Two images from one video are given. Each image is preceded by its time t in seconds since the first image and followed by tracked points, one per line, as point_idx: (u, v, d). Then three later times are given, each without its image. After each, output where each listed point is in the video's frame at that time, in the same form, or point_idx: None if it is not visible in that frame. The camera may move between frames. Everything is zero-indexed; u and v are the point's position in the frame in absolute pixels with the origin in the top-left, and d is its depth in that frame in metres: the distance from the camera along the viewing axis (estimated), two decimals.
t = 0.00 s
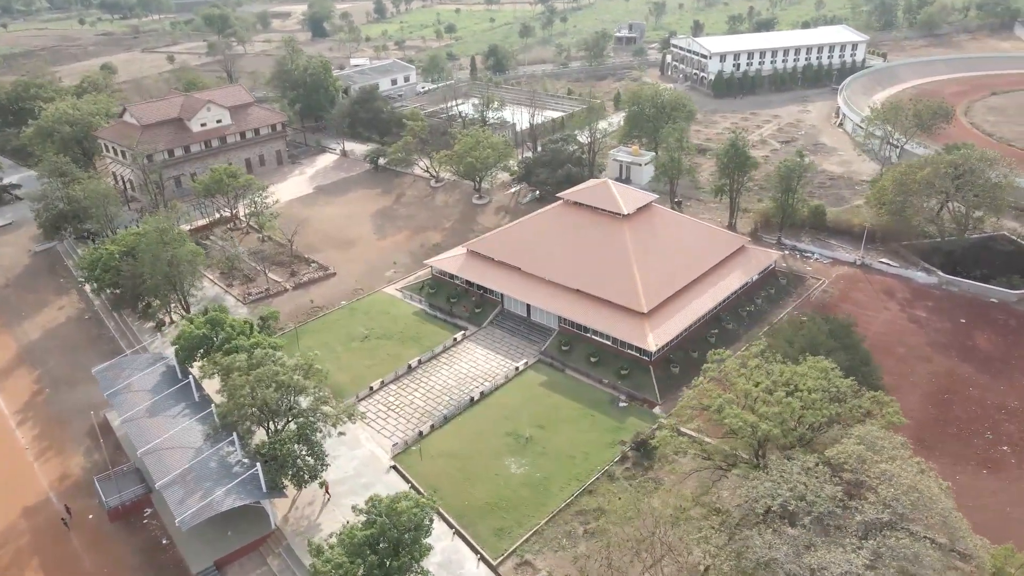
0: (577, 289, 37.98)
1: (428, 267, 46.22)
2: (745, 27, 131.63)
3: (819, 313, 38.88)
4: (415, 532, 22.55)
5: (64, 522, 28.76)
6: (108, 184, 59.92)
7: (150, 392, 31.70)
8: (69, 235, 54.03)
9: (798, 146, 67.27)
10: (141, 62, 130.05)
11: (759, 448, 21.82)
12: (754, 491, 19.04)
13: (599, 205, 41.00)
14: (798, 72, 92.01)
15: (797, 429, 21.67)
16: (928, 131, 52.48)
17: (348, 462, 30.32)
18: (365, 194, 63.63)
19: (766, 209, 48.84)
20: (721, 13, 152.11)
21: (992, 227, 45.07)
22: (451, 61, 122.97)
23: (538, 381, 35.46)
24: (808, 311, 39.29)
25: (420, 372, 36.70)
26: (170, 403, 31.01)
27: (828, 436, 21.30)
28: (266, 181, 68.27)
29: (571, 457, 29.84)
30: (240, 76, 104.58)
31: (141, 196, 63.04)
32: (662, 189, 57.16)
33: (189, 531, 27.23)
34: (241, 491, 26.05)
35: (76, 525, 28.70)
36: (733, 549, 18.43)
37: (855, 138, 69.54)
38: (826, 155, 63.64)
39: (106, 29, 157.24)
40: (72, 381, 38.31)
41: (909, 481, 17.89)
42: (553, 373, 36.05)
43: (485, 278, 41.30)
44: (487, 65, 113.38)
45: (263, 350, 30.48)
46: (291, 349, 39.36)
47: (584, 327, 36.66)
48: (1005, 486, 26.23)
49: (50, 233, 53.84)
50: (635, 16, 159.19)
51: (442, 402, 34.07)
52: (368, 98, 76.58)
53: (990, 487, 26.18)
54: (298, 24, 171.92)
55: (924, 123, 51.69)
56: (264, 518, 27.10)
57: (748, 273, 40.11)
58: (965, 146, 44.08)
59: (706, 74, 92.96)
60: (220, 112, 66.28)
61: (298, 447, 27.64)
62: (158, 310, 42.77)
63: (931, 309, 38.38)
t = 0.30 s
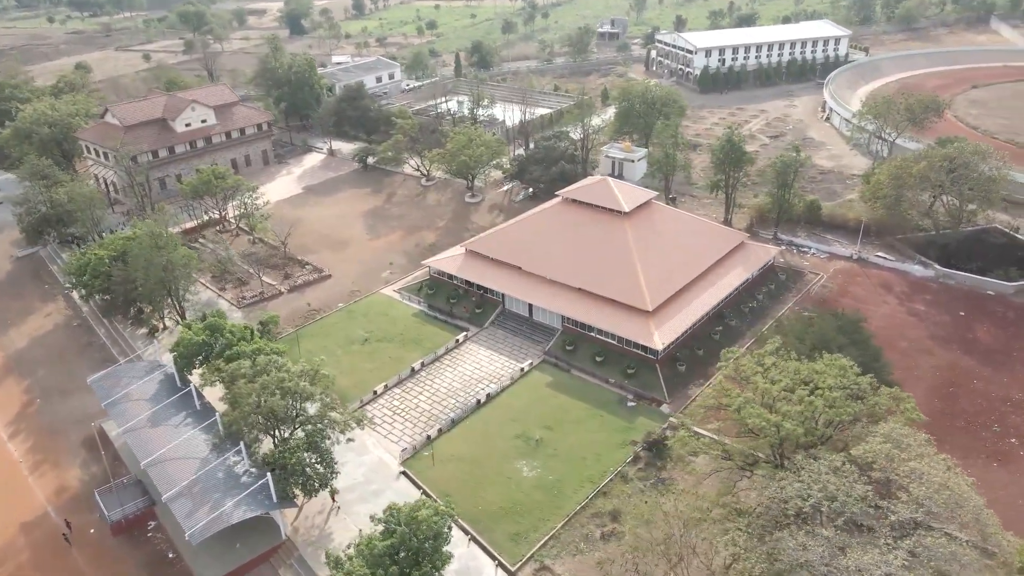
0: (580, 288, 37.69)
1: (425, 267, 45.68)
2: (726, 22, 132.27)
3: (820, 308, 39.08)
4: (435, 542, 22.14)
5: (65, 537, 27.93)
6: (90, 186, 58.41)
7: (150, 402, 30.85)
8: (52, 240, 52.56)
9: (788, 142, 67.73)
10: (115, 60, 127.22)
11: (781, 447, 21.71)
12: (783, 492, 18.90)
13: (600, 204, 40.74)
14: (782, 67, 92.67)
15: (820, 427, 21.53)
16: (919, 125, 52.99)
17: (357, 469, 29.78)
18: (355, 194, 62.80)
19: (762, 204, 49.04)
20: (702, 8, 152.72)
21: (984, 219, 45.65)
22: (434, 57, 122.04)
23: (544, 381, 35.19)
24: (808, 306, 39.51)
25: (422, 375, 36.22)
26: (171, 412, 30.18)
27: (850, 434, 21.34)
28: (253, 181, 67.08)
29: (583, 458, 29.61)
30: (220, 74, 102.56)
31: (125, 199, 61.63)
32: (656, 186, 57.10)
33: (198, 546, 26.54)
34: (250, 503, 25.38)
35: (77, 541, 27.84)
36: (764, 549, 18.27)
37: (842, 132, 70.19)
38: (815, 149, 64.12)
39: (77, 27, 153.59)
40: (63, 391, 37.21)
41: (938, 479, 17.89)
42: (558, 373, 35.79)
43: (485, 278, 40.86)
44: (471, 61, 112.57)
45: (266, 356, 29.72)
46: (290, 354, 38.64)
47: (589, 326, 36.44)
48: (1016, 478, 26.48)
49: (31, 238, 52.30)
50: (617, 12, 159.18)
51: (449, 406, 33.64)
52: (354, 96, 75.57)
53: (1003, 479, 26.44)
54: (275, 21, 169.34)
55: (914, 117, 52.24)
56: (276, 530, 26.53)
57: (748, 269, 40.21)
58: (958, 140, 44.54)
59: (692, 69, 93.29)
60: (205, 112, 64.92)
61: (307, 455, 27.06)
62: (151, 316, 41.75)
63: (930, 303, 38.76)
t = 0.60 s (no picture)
0: (584, 287, 37.46)
1: (422, 267, 45.08)
2: (706, 17, 132.99)
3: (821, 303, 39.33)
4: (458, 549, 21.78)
5: (67, 554, 27.07)
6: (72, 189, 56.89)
7: (150, 412, 29.99)
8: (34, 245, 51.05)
9: (775, 136, 68.18)
10: (87, 60, 124.12)
11: (803, 445, 21.70)
12: (813, 491, 18.82)
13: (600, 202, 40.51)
14: (765, 61, 93.39)
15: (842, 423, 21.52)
16: (908, 118, 53.56)
17: (367, 476, 29.30)
18: (345, 194, 61.96)
19: (757, 200, 49.23)
20: (681, 4, 153.44)
21: (974, 211, 46.33)
22: (415, 54, 121.00)
23: (550, 381, 34.95)
24: (808, 302, 39.72)
25: (426, 377, 35.74)
26: (173, 422, 29.39)
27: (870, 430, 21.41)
28: (239, 182, 65.87)
29: (594, 459, 29.45)
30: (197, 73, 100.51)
31: (107, 202, 60.14)
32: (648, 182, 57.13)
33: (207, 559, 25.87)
34: (262, 514, 24.80)
35: (80, 556, 27.03)
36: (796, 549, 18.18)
37: (829, 126, 70.79)
38: (803, 144, 64.63)
39: (45, 26, 149.62)
40: (55, 402, 36.13)
41: (968, 473, 17.96)
42: (564, 373, 35.56)
43: (486, 277, 40.41)
44: (454, 58, 111.79)
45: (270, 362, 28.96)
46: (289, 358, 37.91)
47: (593, 325, 36.21)
48: None
49: (13, 243, 50.77)
50: (597, 7, 159.22)
51: (455, 408, 33.25)
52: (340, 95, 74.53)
53: (1012, 470, 26.77)
54: (251, 18, 166.58)
55: (902, 111, 52.81)
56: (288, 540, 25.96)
57: (748, 264, 40.36)
58: (949, 134, 45.08)
59: (676, 64, 93.72)
60: (189, 112, 63.56)
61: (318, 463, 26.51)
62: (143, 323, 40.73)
63: (928, 295, 39.20)
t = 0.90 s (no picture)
0: (587, 284, 37.25)
1: (420, 267, 44.52)
2: (686, 12, 133.55)
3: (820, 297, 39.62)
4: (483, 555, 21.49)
5: (71, 569, 26.30)
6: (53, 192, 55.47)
7: (152, 422, 29.20)
8: (16, 250, 49.74)
9: (763, 130, 68.63)
10: (57, 60, 121.00)
11: (825, 440, 21.74)
12: (842, 487, 18.84)
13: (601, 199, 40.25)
14: (748, 56, 94.00)
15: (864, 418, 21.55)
16: (897, 111, 54.12)
17: (378, 481, 28.88)
18: (335, 193, 61.14)
19: (751, 194, 49.44)
20: None
21: (964, 203, 47.00)
22: (397, 51, 119.90)
23: (557, 381, 34.75)
24: (807, 296, 39.97)
25: (431, 379, 35.33)
26: (176, 432, 28.64)
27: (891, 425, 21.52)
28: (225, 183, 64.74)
29: (607, 458, 29.35)
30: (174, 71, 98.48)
31: (89, 204, 58.88)
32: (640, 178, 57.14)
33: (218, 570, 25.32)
34: (276, 524, 24.26)
35: (85, 571, 26.28)
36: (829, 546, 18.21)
37: (815, 120, 71.35)
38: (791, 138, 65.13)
39: (11, 25, 145.61)
40: (48, 412, 35.14)
41: (996, 467, 18.10)
42: (569, 372, 35.37)
43: (487, 276, 40.00)
44: (437, 54, 110.86)
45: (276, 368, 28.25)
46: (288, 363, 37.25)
47: (598, 323, 36.03)
48: None
49: None
50: (577, 3, 159.05)
51: (463, 410, 32.90)
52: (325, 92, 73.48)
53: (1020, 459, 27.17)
54: (225, 16, 163.70)
55: (890, 105, 53.37)
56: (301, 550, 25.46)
57: (748, 259, 40.47)
58: (941, 127, 45.60)
59: (661, 59, 93.95)
60: (173, 112, 62.21)
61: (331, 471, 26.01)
62: (136, 329, 39.81)
63: (924, 287, 39.70)
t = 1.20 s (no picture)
0: (591, 282, 37.06)
1: (419, 267, 44.04)
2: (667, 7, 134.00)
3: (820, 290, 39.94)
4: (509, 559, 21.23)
5: None
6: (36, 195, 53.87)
7: (156, 431, 28.46)
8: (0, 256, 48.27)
9: (751, 125, 69.01)
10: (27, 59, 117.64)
11: (847, 435, 21.83)
12: (873, 482, 18.90)
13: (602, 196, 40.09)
14: (732, 51, 94.51)
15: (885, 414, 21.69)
16: (886, 104, 54.61)
17: (391, 485, 28.47)
18: (325, 193, 60.29)
19: (747, 189, 49.66)
20: None
21: (955, 195, 47.70)
22: (379, 48, 118.71)
23: (565, 380, 34.57)
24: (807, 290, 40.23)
25: (438, 381, 34.96)
26: (182, 442, 27.91)
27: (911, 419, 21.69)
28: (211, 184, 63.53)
29: (621, 457, 29.26)
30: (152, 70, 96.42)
31: (73, 208, 57.32)
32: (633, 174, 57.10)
33: None
34: (293, 533, 23.75)
35: None
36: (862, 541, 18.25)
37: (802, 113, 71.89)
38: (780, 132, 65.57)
39: None
40: (43, 422, 34.13)
41: None
42: (576, 371, 35.20)
43: (489, 275, 39.63)
44: (420, 50, 109.87)
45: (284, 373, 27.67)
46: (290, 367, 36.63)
47: (604, 321, 35.88)
48: None
49: None
50: None
51: (472, 412, 32.58)
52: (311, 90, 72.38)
53: None
54: (199, 13, 160.58)
55: (880, 99, 53.88)
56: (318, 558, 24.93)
57: (749, 254, 40.58)
58: (932, 120, 46.14)
59: (646, 55, 94.11)
60: (157, 112, 60.80)
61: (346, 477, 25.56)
62: (131, 335, 38.84)
63: (922, 279, 40.23)
